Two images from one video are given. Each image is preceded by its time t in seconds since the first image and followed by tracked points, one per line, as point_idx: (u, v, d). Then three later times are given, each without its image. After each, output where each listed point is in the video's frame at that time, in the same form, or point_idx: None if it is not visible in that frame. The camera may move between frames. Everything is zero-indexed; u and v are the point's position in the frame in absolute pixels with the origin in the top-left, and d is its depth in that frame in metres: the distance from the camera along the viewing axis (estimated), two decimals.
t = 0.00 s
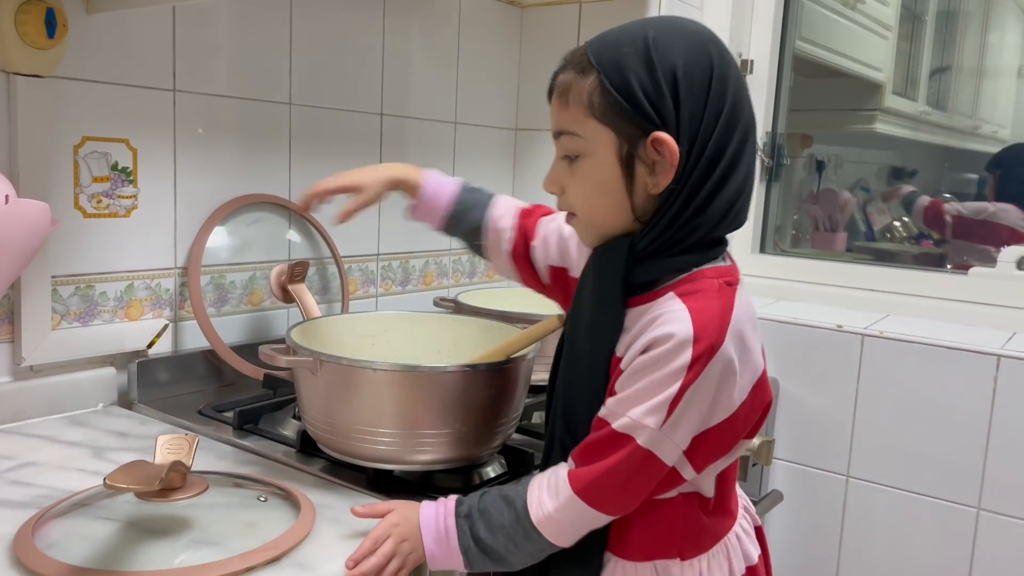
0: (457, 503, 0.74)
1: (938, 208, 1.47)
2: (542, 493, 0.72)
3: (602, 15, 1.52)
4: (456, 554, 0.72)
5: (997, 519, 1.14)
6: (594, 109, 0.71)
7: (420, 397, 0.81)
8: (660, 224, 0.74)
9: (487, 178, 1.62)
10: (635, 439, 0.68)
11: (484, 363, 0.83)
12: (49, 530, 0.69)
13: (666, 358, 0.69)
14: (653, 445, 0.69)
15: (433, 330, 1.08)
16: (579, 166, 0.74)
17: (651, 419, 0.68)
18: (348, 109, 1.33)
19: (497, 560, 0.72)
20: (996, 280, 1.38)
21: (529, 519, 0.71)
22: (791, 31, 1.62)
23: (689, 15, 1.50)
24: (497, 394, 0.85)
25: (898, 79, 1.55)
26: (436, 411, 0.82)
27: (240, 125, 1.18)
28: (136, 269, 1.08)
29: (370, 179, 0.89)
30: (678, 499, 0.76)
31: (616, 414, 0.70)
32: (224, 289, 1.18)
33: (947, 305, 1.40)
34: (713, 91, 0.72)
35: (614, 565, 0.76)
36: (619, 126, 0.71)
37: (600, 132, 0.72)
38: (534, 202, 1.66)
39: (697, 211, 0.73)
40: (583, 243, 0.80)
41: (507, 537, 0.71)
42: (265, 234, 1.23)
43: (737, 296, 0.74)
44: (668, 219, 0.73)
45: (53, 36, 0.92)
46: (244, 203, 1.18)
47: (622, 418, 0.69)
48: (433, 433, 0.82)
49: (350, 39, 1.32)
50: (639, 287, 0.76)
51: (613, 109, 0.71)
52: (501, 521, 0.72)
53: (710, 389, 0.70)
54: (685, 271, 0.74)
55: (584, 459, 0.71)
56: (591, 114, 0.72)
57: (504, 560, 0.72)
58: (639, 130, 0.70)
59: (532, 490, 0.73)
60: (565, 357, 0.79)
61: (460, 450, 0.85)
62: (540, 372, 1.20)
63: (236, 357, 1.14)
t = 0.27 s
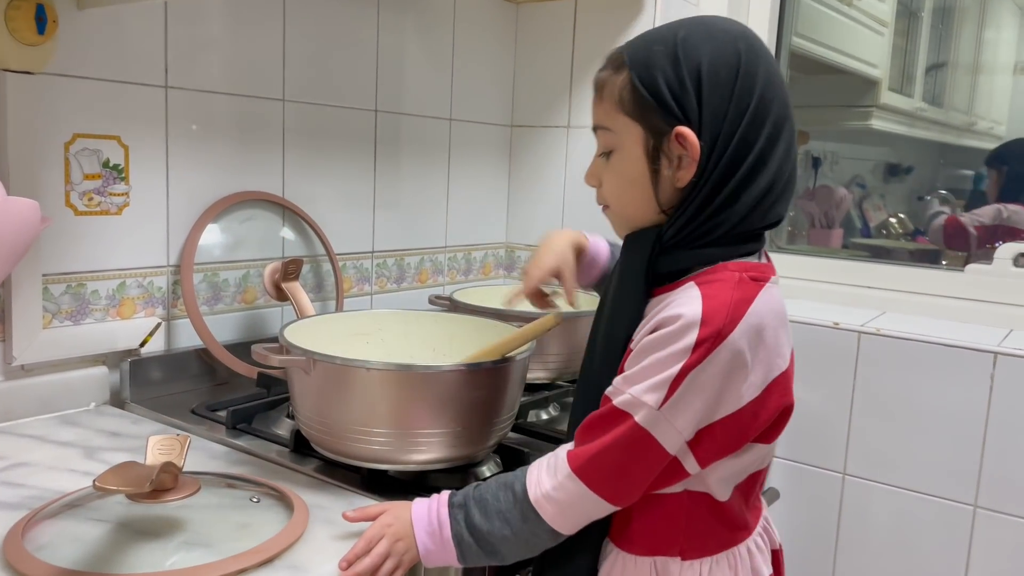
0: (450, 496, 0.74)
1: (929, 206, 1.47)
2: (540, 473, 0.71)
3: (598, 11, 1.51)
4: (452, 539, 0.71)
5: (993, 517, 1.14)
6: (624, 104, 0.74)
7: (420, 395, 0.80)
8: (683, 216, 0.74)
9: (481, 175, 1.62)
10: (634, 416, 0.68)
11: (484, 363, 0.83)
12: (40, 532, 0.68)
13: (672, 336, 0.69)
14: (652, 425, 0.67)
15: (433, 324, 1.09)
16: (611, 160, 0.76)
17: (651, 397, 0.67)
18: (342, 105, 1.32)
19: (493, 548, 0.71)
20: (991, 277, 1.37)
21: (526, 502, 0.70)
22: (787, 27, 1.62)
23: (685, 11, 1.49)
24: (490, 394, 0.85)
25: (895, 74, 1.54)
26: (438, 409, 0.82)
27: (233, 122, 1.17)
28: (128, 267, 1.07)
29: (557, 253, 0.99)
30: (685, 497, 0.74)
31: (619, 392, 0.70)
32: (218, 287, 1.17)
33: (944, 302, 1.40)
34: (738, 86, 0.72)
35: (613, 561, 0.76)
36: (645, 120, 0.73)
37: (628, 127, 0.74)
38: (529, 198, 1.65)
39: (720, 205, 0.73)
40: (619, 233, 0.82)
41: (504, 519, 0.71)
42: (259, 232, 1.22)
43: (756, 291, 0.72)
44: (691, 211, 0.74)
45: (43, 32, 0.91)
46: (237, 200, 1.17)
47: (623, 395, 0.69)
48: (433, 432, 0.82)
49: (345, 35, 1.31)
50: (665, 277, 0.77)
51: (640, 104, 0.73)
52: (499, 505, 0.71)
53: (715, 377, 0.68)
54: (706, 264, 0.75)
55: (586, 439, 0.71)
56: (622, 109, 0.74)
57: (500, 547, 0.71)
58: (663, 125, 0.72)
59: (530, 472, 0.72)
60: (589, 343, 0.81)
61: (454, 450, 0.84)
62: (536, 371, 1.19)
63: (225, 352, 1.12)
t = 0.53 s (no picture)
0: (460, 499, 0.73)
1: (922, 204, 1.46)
2: (554, 476, 0.71)
3: (593, 8, 1.50)
4: (462, 546, 0.70)
5: (990, 516, 1.14)
6: (663, 86, 0.75)
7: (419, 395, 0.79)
8: (699, 209, 0.74)
9: (477, 172, 1.61)
10: (648, 419, 0.67)
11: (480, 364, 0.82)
12: (30, 535, 0.67)
13: (688, 338, 0.68)
14: (666, 428, 0.67)
15: (429, 323, 1.07)
16: (641, 138, 0.78)
17: (666, 400, 0.67)
18: (336, 102, 1.31)
19: (504, 552, 0.70)
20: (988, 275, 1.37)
21: (537, 504, 0.70)
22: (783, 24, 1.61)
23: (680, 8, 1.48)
24: (486, 395, 0.84)
25: (891, 72, 1.53)
26: (437, 409, 0.81)
27: (227, 119, 1.16)
28: (120, 266, 1.06)
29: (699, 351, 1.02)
30: (698, 501, 0.73)
31: (634, 394, 0.69)
32: (211, 286, 1.16)
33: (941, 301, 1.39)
34: (774, 83, 0.72)
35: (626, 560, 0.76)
36: (680, 101, 0.74)
37: (663, 107, 0.75)
38: (525, 196, 1.64)
39: (736, 201, 0.73)
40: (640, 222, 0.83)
41: (516, 522, 0.70)
42: (253, 230, 1.21)
43: (768, 292, 0.71)
44: (707, 204, 0.74)
45: (33, 28, 0.90)
46: (232, 198, 1.16)
47: (639, 397, 0.68)
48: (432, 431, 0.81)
49: (338, 32, 1.30)
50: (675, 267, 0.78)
51: (679, 87, 0.74)
52: (510, 507, 0.70)
53: (730, 379, 0.68)
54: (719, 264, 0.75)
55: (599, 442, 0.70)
56: (659, 90, 0.76)
57: (511, 551, 0.70)
58: (696, 109, 0.73)
59: (545, 474, 0.72)
60: (604, 335, 0.82)
61: (449, 452, 0.83)
62: (532, 370, 1.19)
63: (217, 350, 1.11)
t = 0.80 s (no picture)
0: (489, 493, 0.73)
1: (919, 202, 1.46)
2: (575, 486, 0.71)
3: (592, 5, 1.50)
4: (488, 543, 0.71)
5: (989, 513, 1.14)
6: (668, 89, 0.77)
7: (416, 393, 0.79)
8: (703, 209, 0.75)
9: (476, 170, 1.61)
10: (665, 427, 0.67)
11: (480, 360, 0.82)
12: (31, 533, 0.67)
13: (696, 341, 0.68)
14: (681, 433, 0.67)
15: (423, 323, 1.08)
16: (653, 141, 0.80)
17: (680, 406, 0.67)
18: (335, 100, 1.31)
19: (530, 554, 0.70)
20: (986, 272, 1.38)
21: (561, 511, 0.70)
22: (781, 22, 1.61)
23: (679, 6, 1.49)
24: (487, 391, 0.84)
25: (888, 70, 1.53)
26: (437, 407, 0.81)
27: (226, 116, 1.15)
28: (119, 264, 1.06)
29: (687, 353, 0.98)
30: (709, 501, 0.73)
31: (648, 401, 0.70)
32: (209, 284, 1.16)
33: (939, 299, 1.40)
34: (766, 82, 0.71)
35: (636, 554, 0.77)
36: (682, 102, 0.76)
37: (668, 109, 0.77)
38: (524, 194, 1.64)
39: (732, 200, 0.73)
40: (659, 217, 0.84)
41: (542, 527, 0.70)
42: (252, 228, 1.21)
43: (779, 292, 0.71)
44: (712, 205, 0.74)
45: (33, 25, 0.91)
46: (231, 195, 1.16)
47: (653, 405, 0.68)
48: (432, 429, 0.81)
49: (337, 30, 1.30)
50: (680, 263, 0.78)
51: (680, 90, 0.76)
52: (536, 512, 0.71)
53: (742, 381, 0.68)
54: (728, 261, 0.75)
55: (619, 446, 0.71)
56: (666, 92, 0.78)
57: (536, 555, 0.71)
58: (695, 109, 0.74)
59: (566, 485, 0.72)
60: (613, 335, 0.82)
61: (451, 449, 0.83)
62: (531, 368, 1.19)
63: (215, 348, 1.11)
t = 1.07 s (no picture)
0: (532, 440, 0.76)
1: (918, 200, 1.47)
2: (596, 468, 0.72)
3: (592, 3, 1.51)
4: (513, 484, 0.74)
5: (987, 508, 1.15)
6: (676, 86, 0.81)
7: (417, 386, 0.80)
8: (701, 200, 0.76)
9: (476, 168, 1.61)
10: (667, 419, 0.68)
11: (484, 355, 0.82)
12: (39, 525, 0.67)
13: (689, 329, 0.69)
14: (684, 425, 0.68)
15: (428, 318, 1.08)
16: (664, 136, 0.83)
17: (680, 397, 0.68)
18: (336, 97, 1.31)
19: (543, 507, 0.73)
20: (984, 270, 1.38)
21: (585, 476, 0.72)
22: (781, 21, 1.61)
23: (679, 4, 1.49)
24: (492, 385, 0.85)
25: (887, 69, 1.53)
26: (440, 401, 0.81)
27: (229, 113, 1.16)
28: (123, 259, 1.06)
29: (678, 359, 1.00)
30: (715, 496, 0.74)
31: (651, 397, 0.71)
32: (212, 280, 1.17)
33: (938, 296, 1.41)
34: (760, 76, 0.72)
35: (643, 548, 0.77)
36: (685, 97, 0.79)
37: (674, 104, 0.81)
38: (524, 192, 1.65)
39: (726, 192, 0.74)
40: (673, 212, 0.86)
41: (563, 487, 0.72)
42: (255, 224, 1.21)
43: (773, 280, 0.71)
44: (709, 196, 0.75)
45: (37, 20, 0.90)
46: (234, 192, 1.16)
47: (656, 400, 0.70)
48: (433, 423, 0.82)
49: (339, 27, 1.30)
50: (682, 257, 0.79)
51: (684, 87, 0.79)
52: (566, 471, 0.73)
53: (743, 370, 0.68)
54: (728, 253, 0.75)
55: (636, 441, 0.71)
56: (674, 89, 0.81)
57: (549, 512, 0.73)
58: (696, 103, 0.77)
59: (591, 462, 0.73)
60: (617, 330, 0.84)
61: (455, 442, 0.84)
62: (533, 364, 1.20)
63: (221, 345, 1.12)
